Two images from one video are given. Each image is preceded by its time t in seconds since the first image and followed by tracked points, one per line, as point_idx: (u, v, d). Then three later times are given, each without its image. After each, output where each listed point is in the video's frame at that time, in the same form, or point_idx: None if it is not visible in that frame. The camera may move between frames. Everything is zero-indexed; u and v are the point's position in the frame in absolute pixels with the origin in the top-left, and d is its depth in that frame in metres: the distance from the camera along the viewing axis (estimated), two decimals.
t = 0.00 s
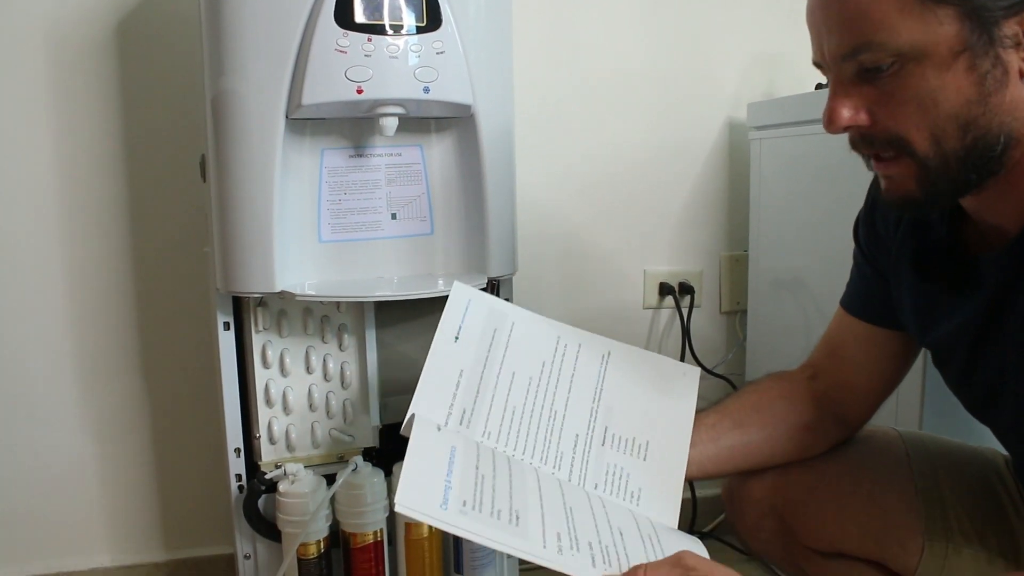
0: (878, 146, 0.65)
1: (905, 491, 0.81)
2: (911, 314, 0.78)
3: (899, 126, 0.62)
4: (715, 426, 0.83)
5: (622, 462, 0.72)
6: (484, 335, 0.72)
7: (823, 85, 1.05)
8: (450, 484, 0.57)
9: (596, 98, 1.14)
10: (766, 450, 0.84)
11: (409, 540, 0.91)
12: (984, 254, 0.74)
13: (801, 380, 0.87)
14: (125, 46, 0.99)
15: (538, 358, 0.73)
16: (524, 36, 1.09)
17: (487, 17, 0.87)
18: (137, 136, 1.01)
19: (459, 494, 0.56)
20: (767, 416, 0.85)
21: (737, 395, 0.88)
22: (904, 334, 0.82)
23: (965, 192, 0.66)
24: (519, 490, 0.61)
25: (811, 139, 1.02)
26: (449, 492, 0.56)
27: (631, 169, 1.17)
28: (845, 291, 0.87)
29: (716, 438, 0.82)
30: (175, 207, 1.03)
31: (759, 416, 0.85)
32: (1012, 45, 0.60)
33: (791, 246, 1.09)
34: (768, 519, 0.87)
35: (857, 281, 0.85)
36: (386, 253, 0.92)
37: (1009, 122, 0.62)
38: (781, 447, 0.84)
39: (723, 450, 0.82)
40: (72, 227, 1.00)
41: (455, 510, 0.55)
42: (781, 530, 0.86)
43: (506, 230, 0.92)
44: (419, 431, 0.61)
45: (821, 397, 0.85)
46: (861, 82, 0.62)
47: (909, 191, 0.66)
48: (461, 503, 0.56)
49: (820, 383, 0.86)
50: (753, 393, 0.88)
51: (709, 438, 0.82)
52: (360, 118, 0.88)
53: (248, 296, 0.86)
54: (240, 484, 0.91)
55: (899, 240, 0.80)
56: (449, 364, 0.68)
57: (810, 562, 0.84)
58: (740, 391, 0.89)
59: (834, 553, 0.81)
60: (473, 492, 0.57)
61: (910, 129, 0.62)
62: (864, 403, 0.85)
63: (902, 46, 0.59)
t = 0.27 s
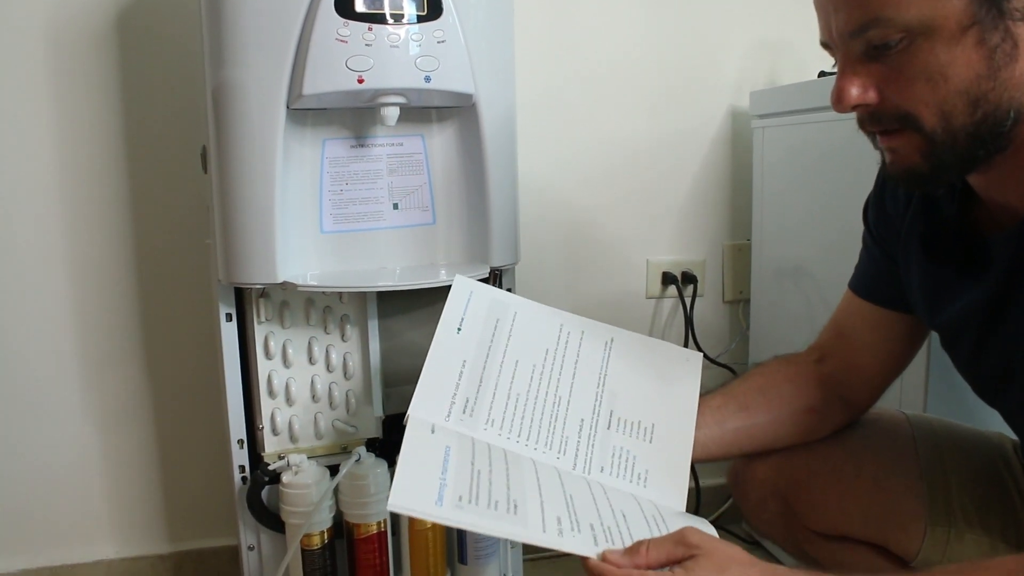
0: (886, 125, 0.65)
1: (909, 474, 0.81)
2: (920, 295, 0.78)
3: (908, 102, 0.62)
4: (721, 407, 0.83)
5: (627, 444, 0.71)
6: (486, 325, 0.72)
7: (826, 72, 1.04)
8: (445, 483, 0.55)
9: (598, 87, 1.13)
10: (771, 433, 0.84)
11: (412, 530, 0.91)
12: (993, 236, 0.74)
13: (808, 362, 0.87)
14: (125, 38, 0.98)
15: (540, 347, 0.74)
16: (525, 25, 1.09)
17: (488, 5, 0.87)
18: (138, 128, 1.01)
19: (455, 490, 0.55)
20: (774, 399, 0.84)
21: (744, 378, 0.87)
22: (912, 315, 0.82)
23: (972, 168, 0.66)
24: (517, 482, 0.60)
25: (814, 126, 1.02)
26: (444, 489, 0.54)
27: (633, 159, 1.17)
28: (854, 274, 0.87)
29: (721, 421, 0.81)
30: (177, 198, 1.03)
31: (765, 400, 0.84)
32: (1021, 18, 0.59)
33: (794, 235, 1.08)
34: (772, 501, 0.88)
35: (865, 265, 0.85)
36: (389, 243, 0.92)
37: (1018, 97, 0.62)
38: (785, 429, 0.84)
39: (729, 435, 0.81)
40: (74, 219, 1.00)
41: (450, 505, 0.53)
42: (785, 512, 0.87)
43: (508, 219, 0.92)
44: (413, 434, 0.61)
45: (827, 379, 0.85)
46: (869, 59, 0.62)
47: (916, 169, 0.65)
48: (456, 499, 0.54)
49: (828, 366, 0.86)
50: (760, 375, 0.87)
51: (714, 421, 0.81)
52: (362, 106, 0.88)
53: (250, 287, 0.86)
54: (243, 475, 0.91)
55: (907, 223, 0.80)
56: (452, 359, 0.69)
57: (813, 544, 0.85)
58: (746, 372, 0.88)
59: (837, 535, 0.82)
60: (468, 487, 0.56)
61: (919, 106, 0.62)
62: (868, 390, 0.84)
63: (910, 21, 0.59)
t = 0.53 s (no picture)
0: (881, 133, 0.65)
1: (909, 474, 0.81)
2: (920, 293, 0.78)
3: (901, 111, 0.62)
4: (722, 402, 0.83)
5: (626, 438, 0.72)
6: (490, 315, 0.72)
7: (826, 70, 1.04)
8: (444, 476, 0.56)
9: (598, 84, 1.13)
10: (770, 430, 0.84)
11: (411, 525, 0.91)
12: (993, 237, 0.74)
13: (808, 360, 0.87)
14: (124, 32, 0.98)
15: (544, 335, 0.73)
16: (526, 20, 1.08)
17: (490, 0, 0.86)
18: (138, 122, 1.00)
19: (454, 486, 0.55)
20: (774, 394, 0.84)
21: (744, 374, 0.88)
22: (911, 316, 0.83)
23: (971, 176, 0.66)
24: (517, 477, 0.60)
25: (815, 123, 1.02)
26: (444, 484, 0.55)
27: (634, 155, 1.16)
28: (855, 274, 0.87)
29: (722, 415, 0.81)
30: (177, 193, 1.03)
31: (766, 396, 0.84)
32: (1012, 25, 0.59)
33: (794, 232, 1.08)
34: (773, 498, 0.88)
35: (867, 265, 0.85)
36: (389, 238, 0.92)
37: (1013, 103, 0.62)
38: (785, 427, 0.84)
39: (728, 429, 0.81)
40: (73, 213, 1.00)
41: (449, 501, 0.53)
42: (786, 509, 0.88)
43: (509, 214, 0.92)
44: (414, 425, 0.61)
45: (827, 376, 0.85)
46: (861, 70, 0.62)
47: (915, 177, 0.65)
48: (455, 495, 0.54)
49: (828, 362, 0.86)
50: (761, 371, 0.87)
51: (715, 415, 0.81)
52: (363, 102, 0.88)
53: (250, 282, 0.86)
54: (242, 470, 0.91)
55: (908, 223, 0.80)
56: (455, 348, 0.68)
57: (815, 541, 0.86)
58: (748, 369, 0.88)
59: (839, 534, 0.82)
60: (467, 483, 0.56)
61: (913, 115, 0.62)
62: (867, 387, 0.84)
63: (900, 32, 0.59)
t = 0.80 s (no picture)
0: (881, 138, 0.65)
1: (909, 475, 0.81)
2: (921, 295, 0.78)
3: (902, 117, 0.62)
4: (720, 405, 0.83)
5: (623, 444, 0.72)
6: (487, 319, 0.72)
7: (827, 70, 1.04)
8: (446, 475, 0.56)
9: (599, 83, 1.13)
10: (769, 433, 0.84)
11: (411, 525, 0.91)
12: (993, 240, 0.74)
13: (807, 363, 0.88)
14: (125, 31, 0.98)
15: (541, 340, 0.73)
16: (526, 20, 1.08)
17: None
18: (138, 121, 1.00)
19: (456, 485, 0.55)
20: (771, 398, 0.84)
21: (743, 377, 0.88)
22: (910, 318, 0.83)
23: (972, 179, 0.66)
24: (516, 482, 0.60)
25: (815, 123, 1.02)
26: (446, 482, 0.55)
27: (634, 155, 1.17)
28: (853, 276, 0.87)
29: (719, 420, 0.81)
30: (177, 191, 1.03)
31: (765, 400, 0.84)
32: (1010, 27, 0.59)
33: (794, 232, 1.08)
34: (773, 501, 0.88)
35: (866, 267, 0.85)
36: (389, 237, 0.92)
37: (1013, 106, 0.62)
38: (784, 430, 0.84)
39: (726, 434, 0.81)
40: (74, 212, 1.00)
41: (452, 499, 0.53)
42: (786, 512, 0.88)
43: (508, 215, 0.92)
44: (411, 431, 0.61)
45: (826, 379, 0.85)
46: (861, 75, 0.62)
47: (916, 183, 0.65)
48: (458, 493, 0.54)
49: (826, 366, 0.86)
50: (757, 374, 0.87)
51: (713, 419, 0.81)
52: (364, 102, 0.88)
53: (250, 281, 0.86)
54: (243, 469, 0.91)
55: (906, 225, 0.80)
56: (451, 353, 0.68)
57: (815, 545, 0.85)
58: (746, 372, 0.88)
59: (840, 537, 0.82)
60: (469, 484, 0.56)
61: (913, 120, 0.62)
62: (866, 387, 0.85)
63: (898, 37, 0.59)
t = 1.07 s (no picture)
0: (883, 143, 0.65)
1: (908, 479, 0.81)
2: (921, 297, 0.78)
3: (903, 122, 0.62)
4: (716, 412, 0.83)
5: (619, 452, 0.72)
6: (482, 329, 0.72)
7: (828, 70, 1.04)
8: (440, 497, 0.56)
9: (600, 83, 1.13)
10: (766, 435, 0.84)
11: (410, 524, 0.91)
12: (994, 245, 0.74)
13: (803, 367, 0.88)
14: (126, 29, 0.98)
15: (535, 351, 0.74)
16: (527, 18, 1.08)
17: None
18: (138, 118, 1.00)
19: (451, 505, 0.55)
20: (768, 402, 0.85)
21: (740, 382, 0.88)
22: (909, 321, 0.83)
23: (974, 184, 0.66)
24: (510, 500, 0.60)
25: (816, 124, 1.02)
26: (440, 504, 0.55)
27: (635, 154, 1.16)
28: (850, 280, 0.87)
29: (716, 427, 0.82)
30: (178, 188, 1.03)
31: (761, 404, 0.84)
32: (1013, 32, 0.59)
33: (794, 232, 1.08)
34: (771, 505, 0.88)
35: (863, 270, 0.85)
36: (389, 236, 0.92)
37: (1014, 111, 0.62)
38: (779, 435, 0.85)
39: (724, 441, 0.81)
40: (75, 209, 1.00)
41: (447, 519, 0.53)
42: (784, 516, 0.87)
43: (508, 214, 0.92)
44: (405, 448, 0.61)
45: (823, 383, 0.85)
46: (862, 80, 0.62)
47: (917, 188, 0.66)
48: (453, 513, 0.54)
49: (822, 370, 0.86)
50: (754, 379, 0.88)
51: (711, 426, 0.82)
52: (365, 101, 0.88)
53: (251, 279, 0.86)
54: (242, 466, 0.91)
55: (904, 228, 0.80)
56: (447, 365, 0.69)
57: (813, 549, 0.85)
58: (742, 379, 0.89)
59: (839, 540, 0.82)
60: (463, 503, 0.56)
61: (914, 125, 0.62)
62: (865, 389, 0.85)
63: (901, 42, 0.59)
